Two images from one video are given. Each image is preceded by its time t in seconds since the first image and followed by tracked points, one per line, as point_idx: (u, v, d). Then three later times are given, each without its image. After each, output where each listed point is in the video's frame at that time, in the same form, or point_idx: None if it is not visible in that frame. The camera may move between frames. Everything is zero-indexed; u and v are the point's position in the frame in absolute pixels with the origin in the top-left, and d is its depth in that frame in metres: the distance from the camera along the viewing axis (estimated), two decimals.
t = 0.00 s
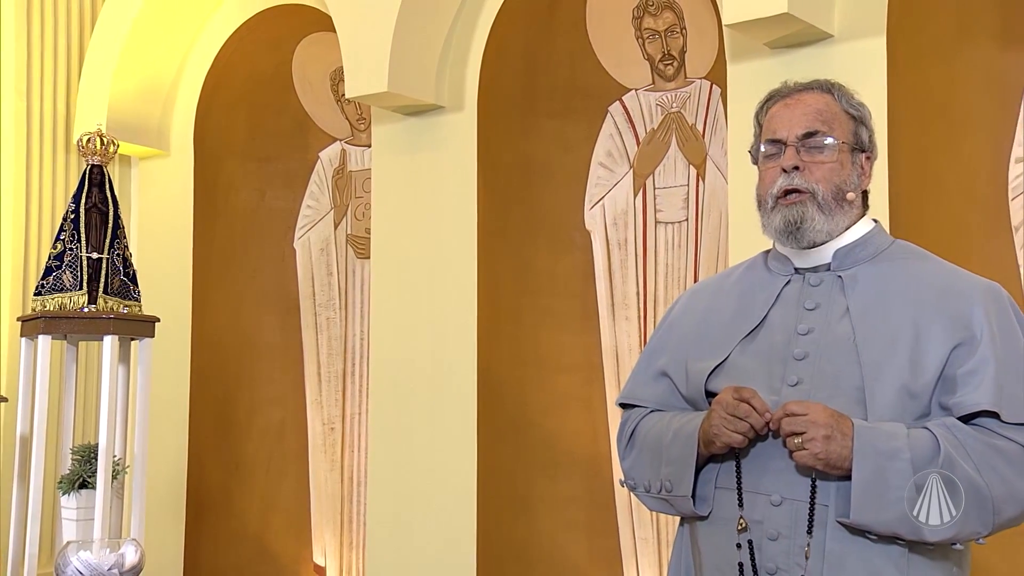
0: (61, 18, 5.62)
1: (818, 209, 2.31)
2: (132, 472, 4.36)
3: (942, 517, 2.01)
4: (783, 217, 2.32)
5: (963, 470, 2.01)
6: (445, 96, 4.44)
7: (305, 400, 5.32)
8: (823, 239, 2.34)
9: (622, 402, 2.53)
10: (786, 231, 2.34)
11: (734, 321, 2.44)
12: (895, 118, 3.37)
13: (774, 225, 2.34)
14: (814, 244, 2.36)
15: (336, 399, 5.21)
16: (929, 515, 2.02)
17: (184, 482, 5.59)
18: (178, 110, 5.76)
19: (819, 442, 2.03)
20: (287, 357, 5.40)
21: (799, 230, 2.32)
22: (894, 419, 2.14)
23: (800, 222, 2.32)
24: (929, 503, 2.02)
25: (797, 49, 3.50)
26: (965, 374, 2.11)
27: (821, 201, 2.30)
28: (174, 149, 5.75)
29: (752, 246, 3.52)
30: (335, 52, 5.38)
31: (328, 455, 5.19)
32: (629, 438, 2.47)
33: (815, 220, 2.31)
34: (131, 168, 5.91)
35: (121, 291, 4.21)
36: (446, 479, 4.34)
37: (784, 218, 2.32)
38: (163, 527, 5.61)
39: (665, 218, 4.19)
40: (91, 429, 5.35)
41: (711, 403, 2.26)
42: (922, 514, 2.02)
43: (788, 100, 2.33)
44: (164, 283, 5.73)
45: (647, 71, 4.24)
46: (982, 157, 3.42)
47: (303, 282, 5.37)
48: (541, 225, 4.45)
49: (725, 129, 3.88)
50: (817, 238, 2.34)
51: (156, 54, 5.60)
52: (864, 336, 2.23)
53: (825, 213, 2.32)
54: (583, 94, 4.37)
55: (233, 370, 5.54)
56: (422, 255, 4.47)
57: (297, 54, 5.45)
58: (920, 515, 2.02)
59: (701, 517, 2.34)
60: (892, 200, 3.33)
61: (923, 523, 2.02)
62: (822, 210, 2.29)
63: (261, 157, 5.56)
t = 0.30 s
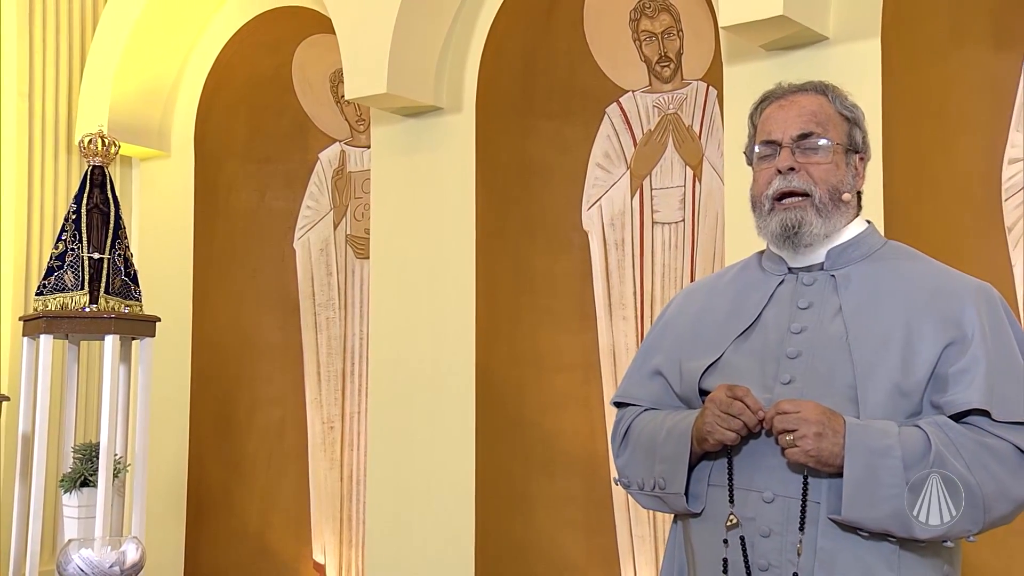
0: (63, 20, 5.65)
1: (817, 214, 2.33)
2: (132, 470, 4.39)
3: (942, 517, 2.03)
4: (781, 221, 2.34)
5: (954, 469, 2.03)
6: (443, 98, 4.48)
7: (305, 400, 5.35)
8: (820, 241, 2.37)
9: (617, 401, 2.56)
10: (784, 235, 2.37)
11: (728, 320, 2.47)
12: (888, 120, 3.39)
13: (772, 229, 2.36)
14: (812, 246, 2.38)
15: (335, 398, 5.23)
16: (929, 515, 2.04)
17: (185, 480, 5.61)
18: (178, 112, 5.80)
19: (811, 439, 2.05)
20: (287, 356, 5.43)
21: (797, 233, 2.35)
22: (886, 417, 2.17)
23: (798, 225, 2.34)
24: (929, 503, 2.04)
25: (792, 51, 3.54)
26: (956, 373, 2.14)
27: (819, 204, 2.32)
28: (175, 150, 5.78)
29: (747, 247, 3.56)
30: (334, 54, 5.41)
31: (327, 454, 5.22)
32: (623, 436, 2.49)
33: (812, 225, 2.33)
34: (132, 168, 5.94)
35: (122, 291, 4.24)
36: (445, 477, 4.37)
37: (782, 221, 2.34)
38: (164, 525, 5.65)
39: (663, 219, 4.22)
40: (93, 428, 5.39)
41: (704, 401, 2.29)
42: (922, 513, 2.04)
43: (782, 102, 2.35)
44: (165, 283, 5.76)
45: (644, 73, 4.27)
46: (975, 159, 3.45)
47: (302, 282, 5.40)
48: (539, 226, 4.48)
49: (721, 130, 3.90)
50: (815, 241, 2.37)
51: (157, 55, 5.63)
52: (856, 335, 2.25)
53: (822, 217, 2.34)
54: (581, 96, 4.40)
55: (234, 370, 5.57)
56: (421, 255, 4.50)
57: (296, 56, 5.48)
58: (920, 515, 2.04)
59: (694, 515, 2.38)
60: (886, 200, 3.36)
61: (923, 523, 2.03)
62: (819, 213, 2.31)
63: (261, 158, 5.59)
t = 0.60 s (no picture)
0: (65, 22, 5.68)
1: (804, 210, 2.36)
2: (133, 469, 4.42)
3: (942, 517, 2.06)
4: (770, 216, 2.37)
5: (943, 466, 2.06)
6: (441, 99, 4.51)
7: (305, 399, 5.37)
8: (809, 238, 2.39)
9: (612, 400, 2.60)
10: (773, 231, 2.40)
11: (722, 320, 2.50)
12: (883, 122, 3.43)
13: (761, 224, 2.39)
14: (800, 244, 2.41)
15: (335, 397, 5.26)
16: (929, 515, 2.06)
17: (184, 479, 5.65)
18: (179, 113, 5.83)
19: (803, 438, 2.08)
20: (286, 355, 5.46)
21: (785, 229, 2.37)
22: (877, 416, 2.19)
23: (786, 222, 2.37)
24: (929, 503, 2.07)
25: (787, 54, 3.57)
26: (948, 373, 2.16)
27: (808, 202, 2.35)
28: (176, 151, 5.81)
29: (743, 247, 3.59)
30: (333, 56, 5.44)
31: (327, 452, 5.25)
32: (617, 435, 2.53)
33: (800, 220, 2.36)
34: (132, 169, 5.97)
35: (123, 291, 4.28)
36: (443, 475, 4.40)
37: (771, 217, 2.37)
38: (164, 523, 5.68)
39: (659, 219, 4.25)
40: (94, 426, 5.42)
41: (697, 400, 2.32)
42: (922, 513, 2.07)
43: (775, 103, 2.39)
44: (166, 283, 5.79)
45: (641, 75, 4.30)
46: (969, 160, 3.49)
47: (302, 282, 5.43)
48: (537, 227, 4.51)
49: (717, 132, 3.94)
50: (803, 238, 2.39)
51: (157, 57, 5.66)
52: (848, 335, 2.28)
53: (811, 214, 2.37)
54: (578, 97, 4.43)
55: (234, 369, 5.60)
56: (419, 255, 4.53)
57: (296, 57, 5.51)
58: (920, 514, 2.07)
59: (687, 513, 2.41)
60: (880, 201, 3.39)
61: (923, 523, 2.06)
62: (807, 210, 2.34)
63: (260, 158, 5.62)
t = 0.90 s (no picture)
0: (66, 23, 5.71)
1: (797, 199, 2.38)
2: (134, 467, 4.45)
3: (942, 517, 2.07)
4: (762, 203, 2.39)
5: (937, 466, 2.08)
6: (440, 101, 4.55)
7: (305, 398, 5.40)
8: (800, 229, 2.40)
9: (607, 400, 2.63)
10: (764, 219, 2.41)
11: (717, 320, 2.53)
12: (877, 124, 3.45)
13: (753, 211, 2.41)
14: (791, 233, 2.41)
15: (334, 396, 5.29)
16: (929, 515, 2.07)
17: (185, 477, 5.68)
18: (180, 114, 5.86)
19: (796, 440, 2.09)
20: (286, 355, 5.49)
21: (776, 216, 2.39)
22: (871, 416, 2.21)
23: (778, 208, 2.39)
24: (929, 503, 2.08)
25: (783, 56, 3.60)
26: (940, 373, 2.18)
27: (802, 191, 2.38)
28: (176, 153, 5.84)
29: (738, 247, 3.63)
30: (332, 57, 5.47)
31: (326, 451, 5.28)
32: (613, 435, 2.56)
33: (793, 209, 2.38)
34: (133, 170, 6.00)
35: (124, 291, 4.31)
36: (442, 474, 4.43)
37: (763, 204, 2.39)
38: (165, 521, 5.71)
39: (656, 220, 4.28)
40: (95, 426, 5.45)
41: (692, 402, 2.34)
42: (922, 513, 2.08)
43: (775, 99, 2.46)
44: (167, 283, 5.83)
45: (638, 77, 4.33)
46: (963, 162, 3.53)
47: (301, 282, 5.47)
48: (535, 227, 4.54)
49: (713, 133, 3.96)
50: (794, 227, 2.40)
51: (158, 58, 5.69)
52: (842, 335, 2.30)
53: (803, 204, 2.39)
54: (575, 99, 4.46)
55: (234, 368, 5.63)
56: (418, 256, 4.57)
57: (296, 59, 5.54)
58: (920, 514, 2.08)
59: (682, 513, 2.44)
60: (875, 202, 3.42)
61: (923, 523, 2.07)
62: (800, 198, 2.36)
63: (260, 159, 5.65)
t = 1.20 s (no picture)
0: (67, 25, 5.74)
1: (796, 197, 2.41)
2: (134, 466, 4.47)
3: (942, 517, 2.10)
4: (760, 202, 2.43)
5: (931, 463, 2.10)
6: (438, 102, 4.60)
7: (304, 398, 5.43)
8: (799, 227, 2.43)
9: (601, 397, 2.66)
10: (762, 219, 2.44)
11: (711, 318, 2.57)
12: (871, 126, 3.49)
13: (751, 208, 2.44)
14: (789, 233, 2.44)
15: (333, 395, 5.32)
16: (929, 515, 2.10)
17: (185, 475, 5.71)
18: (180, 115, 5.89)
19: (791, 438, 2.11)
20: (285, 355, 5.51)
21: (775, 216, 2.42)
22: (865, 414, 2.23)
23: (777, 208, 2.42)
24: (929, 503, 2.11)
25: (778, 57, 3.64)
26: (934, 370, 2.20)
27: (800, 188, 2.40)
28: (176, 154, 5.87)
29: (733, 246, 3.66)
30: (331, 59, 5.49)
31: (325, 450, 5.31)
32: (607, 431, 2.58)
33: (791, 208, 2.41)
34: (134, 172, 6.03)
35: (124, 291, 4.34)
36: (439, 473, 4.46)
37: (761, 204, 2.43)
38: (165, 520, 5.74)
39: (652, 221, 4.31)
40: (95, 426, 5.48)
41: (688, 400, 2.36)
42: (922, 513, 2.10)
43: (775, 98, 2.51)
44: (167, 283, 5.86)
45: (635, 79, 4.35)
46: (956, 163, 3.54)
47: (300, 282, 5.50)
48: (532, 227, 4.57)
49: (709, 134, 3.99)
50: (792, 225, 2.42)
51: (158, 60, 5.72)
52: (836, 333, 2.33)
53: (801, 201, 2.41)
54: (572, 100, 4.48)
55: (233, 368, 5.66)
56: (416, 256, 4.61)
57: (295, 61, 5.56)
58: (920, 515, 2.10)
59: (677, 510, 2.45)
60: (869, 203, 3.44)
61: (923, 522, 2.10)
62: (798, 197, 2.39)
63: (260, 161, 5.68)
